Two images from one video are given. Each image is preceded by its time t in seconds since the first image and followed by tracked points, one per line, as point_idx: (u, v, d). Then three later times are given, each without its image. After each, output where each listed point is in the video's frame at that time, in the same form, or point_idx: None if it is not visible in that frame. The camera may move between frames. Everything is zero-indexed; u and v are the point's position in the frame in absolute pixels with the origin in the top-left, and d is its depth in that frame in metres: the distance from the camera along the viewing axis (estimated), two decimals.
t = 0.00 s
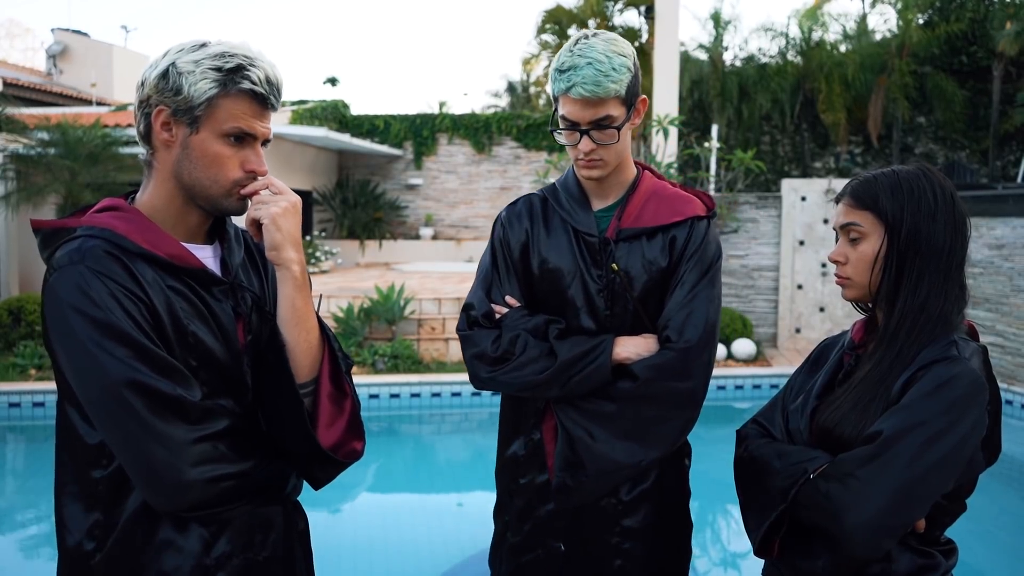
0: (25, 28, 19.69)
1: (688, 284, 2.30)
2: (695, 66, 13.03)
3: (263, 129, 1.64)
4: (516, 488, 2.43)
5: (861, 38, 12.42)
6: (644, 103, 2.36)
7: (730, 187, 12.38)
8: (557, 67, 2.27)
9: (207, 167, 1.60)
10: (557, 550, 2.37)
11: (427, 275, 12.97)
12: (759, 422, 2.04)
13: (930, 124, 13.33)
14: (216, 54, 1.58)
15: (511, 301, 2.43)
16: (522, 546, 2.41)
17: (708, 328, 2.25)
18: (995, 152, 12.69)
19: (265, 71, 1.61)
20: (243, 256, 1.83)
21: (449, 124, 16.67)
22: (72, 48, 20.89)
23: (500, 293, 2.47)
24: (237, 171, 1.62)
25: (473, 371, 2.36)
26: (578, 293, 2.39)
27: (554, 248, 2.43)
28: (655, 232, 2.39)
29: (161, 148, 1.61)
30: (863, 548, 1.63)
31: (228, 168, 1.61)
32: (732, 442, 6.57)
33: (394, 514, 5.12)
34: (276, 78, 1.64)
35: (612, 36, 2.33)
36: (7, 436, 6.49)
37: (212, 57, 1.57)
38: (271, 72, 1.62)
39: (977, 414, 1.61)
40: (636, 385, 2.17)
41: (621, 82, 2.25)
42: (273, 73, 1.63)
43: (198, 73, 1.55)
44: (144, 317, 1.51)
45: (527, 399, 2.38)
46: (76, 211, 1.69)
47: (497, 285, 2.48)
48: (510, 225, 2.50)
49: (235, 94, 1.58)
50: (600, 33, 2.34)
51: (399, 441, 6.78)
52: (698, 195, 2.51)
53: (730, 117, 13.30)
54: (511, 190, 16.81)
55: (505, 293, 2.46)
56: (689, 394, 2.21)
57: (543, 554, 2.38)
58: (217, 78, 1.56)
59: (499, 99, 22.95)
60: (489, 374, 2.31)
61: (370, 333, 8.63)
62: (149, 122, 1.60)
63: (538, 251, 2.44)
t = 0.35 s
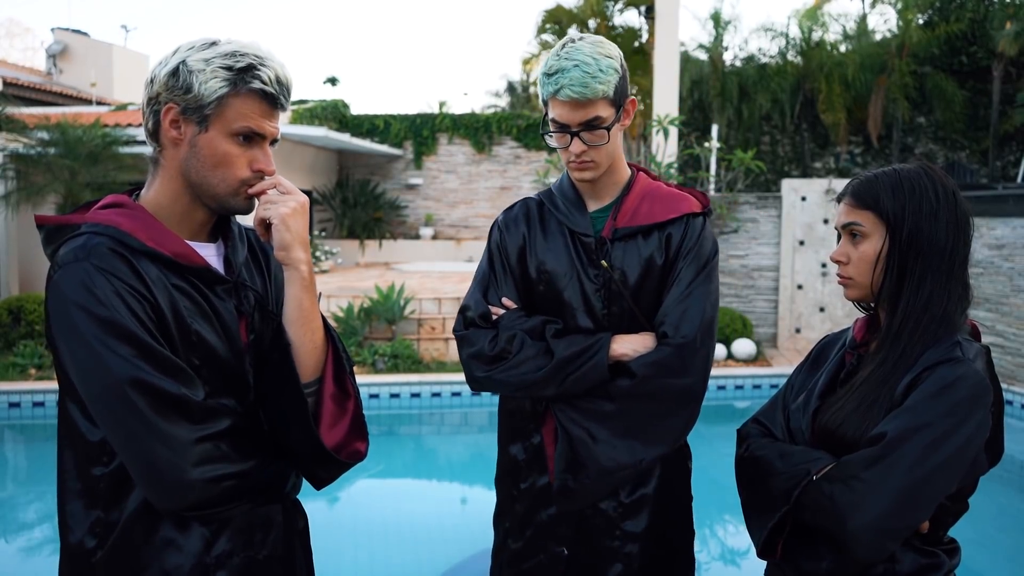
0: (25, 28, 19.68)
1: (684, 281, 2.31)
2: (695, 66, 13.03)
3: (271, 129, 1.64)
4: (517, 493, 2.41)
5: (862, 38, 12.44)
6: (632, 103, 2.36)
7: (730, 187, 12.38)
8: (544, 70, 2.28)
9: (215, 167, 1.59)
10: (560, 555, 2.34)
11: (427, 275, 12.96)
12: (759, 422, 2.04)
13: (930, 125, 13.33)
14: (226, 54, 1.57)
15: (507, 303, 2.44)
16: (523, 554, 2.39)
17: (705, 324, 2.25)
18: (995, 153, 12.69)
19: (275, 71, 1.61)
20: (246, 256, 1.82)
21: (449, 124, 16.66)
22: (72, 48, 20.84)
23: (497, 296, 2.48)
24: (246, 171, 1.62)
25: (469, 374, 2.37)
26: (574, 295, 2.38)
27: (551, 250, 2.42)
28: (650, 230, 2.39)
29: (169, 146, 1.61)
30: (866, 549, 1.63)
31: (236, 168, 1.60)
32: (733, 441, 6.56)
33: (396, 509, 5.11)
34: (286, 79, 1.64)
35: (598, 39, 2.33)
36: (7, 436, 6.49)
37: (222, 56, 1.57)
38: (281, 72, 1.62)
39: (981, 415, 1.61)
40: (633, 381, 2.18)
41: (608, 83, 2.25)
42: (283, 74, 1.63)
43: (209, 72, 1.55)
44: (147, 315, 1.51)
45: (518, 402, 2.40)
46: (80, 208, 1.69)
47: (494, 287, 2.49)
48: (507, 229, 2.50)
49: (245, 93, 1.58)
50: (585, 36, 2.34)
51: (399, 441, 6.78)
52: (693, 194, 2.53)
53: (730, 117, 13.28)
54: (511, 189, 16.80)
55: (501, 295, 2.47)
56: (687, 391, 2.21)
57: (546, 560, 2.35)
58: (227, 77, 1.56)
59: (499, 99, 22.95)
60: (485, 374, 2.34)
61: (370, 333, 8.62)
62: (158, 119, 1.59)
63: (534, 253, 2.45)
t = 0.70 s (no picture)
0: (25, 28, 19.65)
1: (724, 289, 2.26)
2: (695, 66, 13.01)
3: (276, 129, 1.63)
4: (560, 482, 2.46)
5: (861, 38, 12.41)
6: (693, 108, 2.35)
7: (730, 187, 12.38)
8: (602, 74, 2.33)
9: (221, 167, 1.59)
10: (590, 546, 2.38)
11: (428, 275, 12.97)
12: (761, 422, 2.04)
13: (931, 124, 13.33)
14: (234, 55, 1.57)
15: (563, 300, 2.52)
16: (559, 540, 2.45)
17: (742, 331, 2.21)
18: (995, 152, 12.70)
19: (282, 73, 1.60)
20: (251, 257, 1.82)
21: (449, 124, 16.68)
22: (72, 48, 20.80)
23: (556, 293, 2.57)
24: (251, 173, 1.61)
25: (524, 367, 2.49)
26: (625, 297, 2.43)
27: (605, 251, 2.48)
28: (698, 237, 2.36)
29: (175, 147, 1.60)
30: (865, 550, 1.63)
31: (241, 169, 1.60)
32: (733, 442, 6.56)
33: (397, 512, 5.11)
34: (293, 81, 1.63)
35: (660, 43, 2.35)
36: (7, 437, 6.48)
37: (228, 58, 1.56)
38: (288, 75, 1.61)
39: (982, 415, 1.60)
40: (663, 386, 2.20)
41: (660, 87, 2.26)
42: (290, 76, 1.63)
43: (215, 72, 1.55)
44: (153, 316, 1.51)
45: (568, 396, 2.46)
46: (87, 209, 1.69)
47: (554, 285, 2.59)
48: (570, 227, 2.58)
49: (252, 95, 1.57)
50: (649, 41, 2.36)
51: (399, 441, 6.77)
52: (757, 202, 2.45)
53: (730, 117, 13.26)
54: (511, 189, 16.80)
55: (560, 293, 2.56)
56: (719, 398, 2.19)
57: (579, 548, 2.40)
58: (234, 79, 1.55)
59: (499, 99, 22.95)
60: (531, 368, 2.45)
61: (370, 333, 8.60)
62: (165, 120, 1.59)
63: (592, 254, 2.51)
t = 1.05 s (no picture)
0: (24, 28, 19.62)
1: (745, 288, 2.25)
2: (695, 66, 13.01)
3: (276, 126, 1.62)
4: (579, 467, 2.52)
5: (862, 38, 12.41)
6: (720, 113, 2.34)
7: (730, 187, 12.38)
8: (630, 77, 2.34)
9: (222, 162, 1.58)
10: (602, 530, 2.42)
11: (428, 275, 12.97)
12: (760, 421, 2.02)
13: (930, 124, 13.33)
14: (236, 51, 1.57)
15: (589, 291, 2.54)
16: (577, 518, 2.48)
17: (760, 329, 2.21)
18: (995, 152, 12.69)
19: (284, 70, 1.61)
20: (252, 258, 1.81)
21: (449, 124, 16.68)
22: (72, 48, 20.80)
23: (583, 283, 2.59)
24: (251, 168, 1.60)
25: (546, 351, 2.50)
26: (647, 291, 2.42)
27: (631, 244, 2.49)
28: (723, 235, 2.35)
29: (177, 142, 1.60)
30: (859, 550, 1.62)
31: (242, 164, 1.59)
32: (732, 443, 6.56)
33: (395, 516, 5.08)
34: (295, 79, 1.63)
35: (692, 48, 2.33)
36: (7, 436, 6.47)
37: (231, 54, 1.57)
38: (290, 72, 1.62)
39: (977, 416, 1.59)
40: (676, 379, 2.21)
41: (684, 93, 2.25)
42: (292, 74, 1.63)
43: (217, 67, 1.55)
44: (160, 311, 1.50)
45: (589, 383, 2.50)
46: (91, 207, 1.69)
47: (581, 276, 2.60)
48: (601, 221, 2.59)
49: (253, 89, 1.57)
50: (682, 45, 2.35)
51: (399, 441, 6.78)
52: (788, 205, 2.43)
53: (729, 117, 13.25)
54: (511, 189, 16.80)
55: (587, 283, 2.58)
56: (733, 394, 2.19)
57: (593, 532, 2.43)
58: (236, 73, 1.55)
59: (499, 99, 22.95)
60: (553, 354, 2.46)
61: (370, 333, 8.60)
62: (166, 116, 1.59)
63: (620, 247, 2.51)
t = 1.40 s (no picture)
0: (23, 28, 19.61)
1: (723, 281, 2.24)
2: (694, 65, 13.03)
3: (294, 135, 1.64)
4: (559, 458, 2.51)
5: (860, 37, 12.43)
6: (705, 111, 2.33)
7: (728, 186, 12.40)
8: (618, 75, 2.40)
9: (243, 169, 1.59)
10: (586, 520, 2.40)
11: (427, 274, 12.97)
12: (758, 422, 2.03)
13: (929, 124, 13.38)
14: (258, 63, 1.59)
15: (573, 281, 2.56)
16: (562, 510, 2.47)
17: (735, 323, 2.19)
18: (994, 151, 12.69)
19: (303, 81, 1.63)
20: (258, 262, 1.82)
21: (448, 124, 16.68)
22: (71, 49, 20.81)
23: (568, 275, 2.61)
24: (269, 173, 1.61)
25: (526, 338, 2.52)
26: (628, 283, 2.43)
27: (615, 240, 2.50)
28: (705, 231, 2.35)
29: (197, 148, 1.59)
30: (857, 551, 1.61)
31: (260, 170, 1.60)
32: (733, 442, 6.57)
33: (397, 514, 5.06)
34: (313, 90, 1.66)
35: (680, 48, 2.36)
36: (5, 435, 6.47)
37: (254, 65, 1.58)
38: (309, 84, 1.64)
39: (973, 418, 1.59)
40: (648, 367, 2.19)
41: (662, 87, 2.28)
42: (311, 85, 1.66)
43: (242, 78, 1.56)
44: (176, 306, 1.48)
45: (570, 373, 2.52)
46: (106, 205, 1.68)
47: (567, 267, 2.63)
48: (590, 217, 2.61)
49: (275, 100, 1.59)
50: (671, 46, 2.38)
51: (399, 440, 6.78)
52: (774, 209, 2.42)
53: (728, 116, 13.24)
54: (510, 189, 16.81)
55: (572, 275, 2.60)
56: (704, 384, 2.16)
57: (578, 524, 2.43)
58: (260, 84, 1.57)
59: (497, 98, 22.94)
60: (531, 338, 2.50)
61: (370, 332, 8.60)
62: (188, 123, 1.58)
63: (605, 239, 2.54)
